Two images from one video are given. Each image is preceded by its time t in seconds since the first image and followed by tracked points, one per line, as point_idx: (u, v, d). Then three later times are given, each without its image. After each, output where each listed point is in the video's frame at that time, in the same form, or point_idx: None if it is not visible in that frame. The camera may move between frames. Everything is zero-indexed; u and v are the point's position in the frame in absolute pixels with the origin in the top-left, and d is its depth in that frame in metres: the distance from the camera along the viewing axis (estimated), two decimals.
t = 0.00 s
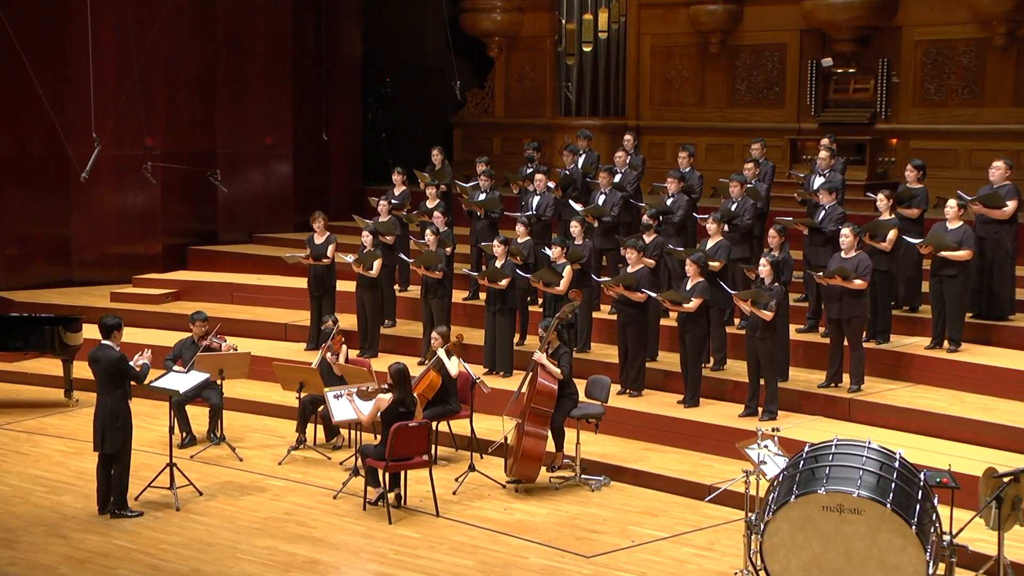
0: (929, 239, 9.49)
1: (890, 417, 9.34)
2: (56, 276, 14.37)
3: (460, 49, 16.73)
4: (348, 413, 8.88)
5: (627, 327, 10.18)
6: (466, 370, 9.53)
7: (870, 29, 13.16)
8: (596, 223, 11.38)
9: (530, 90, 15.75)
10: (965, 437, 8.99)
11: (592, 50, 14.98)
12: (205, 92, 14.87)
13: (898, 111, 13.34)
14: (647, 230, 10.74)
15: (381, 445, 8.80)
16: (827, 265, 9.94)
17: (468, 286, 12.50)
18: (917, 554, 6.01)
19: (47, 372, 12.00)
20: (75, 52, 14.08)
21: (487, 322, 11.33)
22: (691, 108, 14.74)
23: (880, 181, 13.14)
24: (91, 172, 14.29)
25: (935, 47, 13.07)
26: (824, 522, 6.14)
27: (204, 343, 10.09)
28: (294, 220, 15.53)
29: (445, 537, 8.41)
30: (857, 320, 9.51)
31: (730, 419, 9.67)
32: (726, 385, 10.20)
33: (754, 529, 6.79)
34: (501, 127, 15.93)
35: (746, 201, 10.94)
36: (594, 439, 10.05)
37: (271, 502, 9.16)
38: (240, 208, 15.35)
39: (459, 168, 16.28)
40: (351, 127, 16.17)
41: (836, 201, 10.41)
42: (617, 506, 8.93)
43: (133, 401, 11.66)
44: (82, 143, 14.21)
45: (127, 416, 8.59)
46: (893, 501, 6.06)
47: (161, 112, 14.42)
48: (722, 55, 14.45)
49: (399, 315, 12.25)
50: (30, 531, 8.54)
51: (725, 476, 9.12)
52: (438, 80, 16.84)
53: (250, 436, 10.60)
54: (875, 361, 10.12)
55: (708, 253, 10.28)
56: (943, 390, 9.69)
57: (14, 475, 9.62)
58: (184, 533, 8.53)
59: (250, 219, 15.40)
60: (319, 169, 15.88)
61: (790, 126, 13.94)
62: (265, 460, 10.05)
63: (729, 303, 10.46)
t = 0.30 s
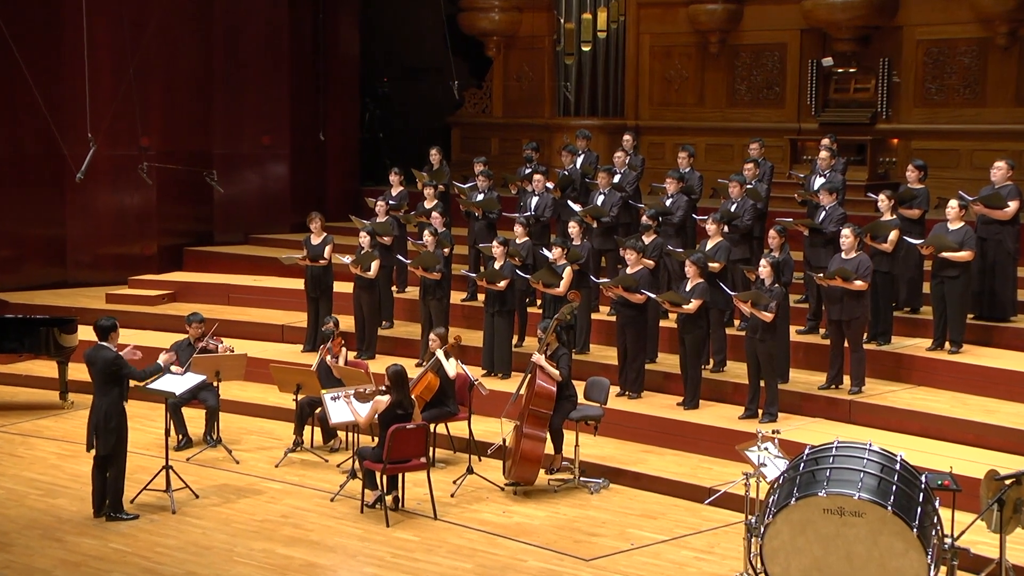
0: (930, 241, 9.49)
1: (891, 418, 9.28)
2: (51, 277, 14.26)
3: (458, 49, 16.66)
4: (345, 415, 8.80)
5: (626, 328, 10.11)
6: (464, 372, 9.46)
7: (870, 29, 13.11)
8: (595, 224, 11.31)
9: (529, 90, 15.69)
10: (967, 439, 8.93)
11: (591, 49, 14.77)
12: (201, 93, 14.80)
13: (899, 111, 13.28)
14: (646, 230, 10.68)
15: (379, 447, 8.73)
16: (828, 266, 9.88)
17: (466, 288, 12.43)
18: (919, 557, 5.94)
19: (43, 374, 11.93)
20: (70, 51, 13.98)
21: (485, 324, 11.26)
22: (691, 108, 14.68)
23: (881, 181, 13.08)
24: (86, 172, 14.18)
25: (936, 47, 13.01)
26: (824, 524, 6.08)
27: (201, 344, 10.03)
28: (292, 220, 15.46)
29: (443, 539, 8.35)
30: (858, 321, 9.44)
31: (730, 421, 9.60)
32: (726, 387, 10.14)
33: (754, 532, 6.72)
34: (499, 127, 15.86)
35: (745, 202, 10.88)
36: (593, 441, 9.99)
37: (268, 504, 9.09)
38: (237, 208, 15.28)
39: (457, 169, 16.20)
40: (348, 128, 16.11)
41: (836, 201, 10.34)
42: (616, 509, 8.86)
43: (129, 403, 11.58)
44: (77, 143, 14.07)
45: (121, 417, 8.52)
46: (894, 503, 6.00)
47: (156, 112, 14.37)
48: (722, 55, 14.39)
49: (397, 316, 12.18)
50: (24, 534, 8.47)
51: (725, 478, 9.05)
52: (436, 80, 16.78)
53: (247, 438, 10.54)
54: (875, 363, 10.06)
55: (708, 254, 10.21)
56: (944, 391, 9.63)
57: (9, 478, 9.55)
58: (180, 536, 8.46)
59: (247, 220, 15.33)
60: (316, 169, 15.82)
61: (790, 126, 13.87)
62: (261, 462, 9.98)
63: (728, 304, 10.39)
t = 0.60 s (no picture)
0: (932, 241, 9.40)
1: (891, 420, 9.21)
2: (44, 279, 14.02)
3: (455, 47, 16.52)
4: (342, 417, 8.72)
5: (625, 329, 10.04)
6: (462, 373, 9.39)
7: (871, 28, 13.04)
8: (593, 224, 11.24)
9: (527, 90, 15.62)
10: (968, 441, 8.86)
11: (590, 48, 14.73)
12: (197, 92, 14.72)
13: (900, 111, 13.22)
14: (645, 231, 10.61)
15: (376, 449, 8.66)
16: (828, 267, 9.81)
17: (464, 289, 12.36)
18: (920, 560, 5.87)
19: (38, 376, 11.85)
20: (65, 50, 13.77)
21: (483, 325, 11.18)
22: (690, 108, 14.61)
23: (881, 181, 13.03)
24: (81, 172, 14.00)
25: (937, 46, 12.94)
26: (825, 527, 6.01)
27: (196, 346, 9.95)
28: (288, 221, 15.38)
29: (441, 542, 8.27)
30: (859, 322, 9.36)
31: (730, 423, 9.54)
32: (726, 388, 10.07)
33: (754, 534, 6.64)
34: (497, 128, 15.78)
35: (745, 202, 10.82)
36: (592, 444, 9.92)
37: (264, 507, 9.02)
38: (233, 208, 15.21)
39: (455, 169, 16.13)
40: (346, 127, 16.04)
41: (837, 202, 10.27)
42: (615, 512, 8.79)
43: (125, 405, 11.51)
44: (73, 143, 13.90)
45: (117, 418, 8.44)
46: (896, 506, 5.93)
47: (151, 111, 14.37)
48: (721, 54, 14.32)
49: (395, 317, 12.10)
50: (19, 538, 8.39)
51: (725, 480, 8.98)
52: (434, 80, 16.71)
53: (243, 440, 10.46)
54: (876, 364, 10.00)
55: (707, 255, 10.14)
56: (945, 393, 9.57)
57: (3, 480, 9.47)
58: (175, 539, 8.39)
59: (243, 220, 15.25)
60: (312, 169, 15.75)
61: (790, 126, 13.81)
62: (258, 465, 9.90)
63: (728, 305, 10.33)
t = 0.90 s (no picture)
0: (933, 241, 9.32)
1: (892, 422, 9.15)
2: (41, 279, 14.15)
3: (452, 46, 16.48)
4: (339, 419, 8.66)
5: (624, 330, 9.98)
6: (460, 374, 9.32)
7: (871, 27, 12.98)
8: (592, 224, 11.17)
9: (525, 89, 15.56)
10: (969, 443, 8.80)
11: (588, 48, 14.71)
12: (192, 92, 14.66)
13: (900, 111, 13.17)
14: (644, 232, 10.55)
15: (373, 451, 8.59)
16: (828, 268, 9.75)
17: (462, 289, 12.31)
18: (921, 562, 5.82)
19: (33, 378, 11.79)
20: (60, 51, 13.86)
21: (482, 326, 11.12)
22: (689, 108, 14.55)
23: (882, 181, 12.98)
24: (76, 173, 14.03)
25: (938, 45, 12.88)
26: (825, 530, 5.95)
27: (192, 347, 9.88)
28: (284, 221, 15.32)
29: (439, 545, 8.21)
30: (859, 323, 9.30)
31: (729, 425, 9.47)
32: (725, 389, 10.01)
33: (753, 537, 6.58)
34: (495, 127, 15.71)
35: (744, 202, 10.76)
36: (590, 445, 9.86)
37: (260, 509, 8.95)
38: (229, 208, 15.14)
39: (453, 169, 16.06)
40: (343, 127, 15.97)
41: (837, 202, 10.21)
42: (614, 514, 8.74)
43: (120, 406, 11.44)
44: (68, 144, 13.96)
45: (109, 421, 8.38)
46: (896, 508, 5.87)
47: (147, 111, 14.22)
48: (721, 54, 14.26)
49: (392, 318, 12.04)
50: (13, 540, 8.32)
51: (724, 482, 8.92)
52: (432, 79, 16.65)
53: (240, 442, 10.40)
54: (876, 365, 9.94)
55: (707, 256, 10.08)
56: (946, 394, 9.51)
57: None
58: (171, 541, 8.33)
59: (240, 220, 15.19)
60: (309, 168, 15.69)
61: (790, 125, 13.75)
62: (254, 467, 9.84)
63: (728, 306, 10.27)
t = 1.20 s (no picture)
0: (934, 242, 9.25)
1: (893, 423, 9.09)
2: (36, 280, 13.96)
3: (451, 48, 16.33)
4: (336, 421, 8.60)
5: (623, 331, 9.92)
6: (458, 376, 9.26)
7: (871, 26, 12.92)
8: (590, 224, 11.11)
9: (523, 89, 15.49)
10: (969, 445, 8.75)
11: (587, 47, 14.79)
12: (189, 92, 14.59)
13: (901, 110, 13.11)
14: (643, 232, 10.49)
15: (371, 453, 8.53)
16: (828, 268, 9.69)
17: (459, 290, 12.24)
18: (922, 565, 5.77)
19: (28, 380, 11.72)
20: (55, 52, 13.65)
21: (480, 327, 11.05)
22: (688, 108, 14.49)
23: (882, 182, 12.94)
24: (72, 173, 13.87)
25: (939, 45, 12.82)
26: (825, 532, 5.88)
27: (189, 348, 9.81)
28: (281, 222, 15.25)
29: (437, 547, 8.15)
30: (859, 324, 9.24)
31: (729, 426, 9.41)
32: (725, 391, 9.95)
33: (753, 539, 6.51)
34: (493, 127, 15.65)
35: (743, 203, 10.71)
36: (589, 447, 9.80)
37: (257, 512, 8.89)
38: (226, 209, 15.06)
39: (451, 169, 16.01)
40: (340, 128, 15.91)
41: (837, 202, 10.16)
42: (613, 516, 8.67)
43: (116, 408, 11.37)
44: (64, 143, 13.77)
45: (104, 422, 8.34)
46: (897, 510, 5.82)
47: (143, 111, 14.18)
48: (720, 53, 14.19)
49: (390, 319, 11.98)
50: (8, 543, 8.25)
51: (724, 485, 8.86)
52: (430, 79, 16.58)
53: (236, 444, 10.33)
54: (876, 367, 9.88)
55: (706, 256, 10.02)
56: (946, 396, 9.46)
57: None
58: (167, 544, 8.26)
59: (236, 221, 15.11)
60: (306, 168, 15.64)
61: (790, 125, 13.69)
62: (251, 469, 9.77)
63: (728, 306, 10.20)
